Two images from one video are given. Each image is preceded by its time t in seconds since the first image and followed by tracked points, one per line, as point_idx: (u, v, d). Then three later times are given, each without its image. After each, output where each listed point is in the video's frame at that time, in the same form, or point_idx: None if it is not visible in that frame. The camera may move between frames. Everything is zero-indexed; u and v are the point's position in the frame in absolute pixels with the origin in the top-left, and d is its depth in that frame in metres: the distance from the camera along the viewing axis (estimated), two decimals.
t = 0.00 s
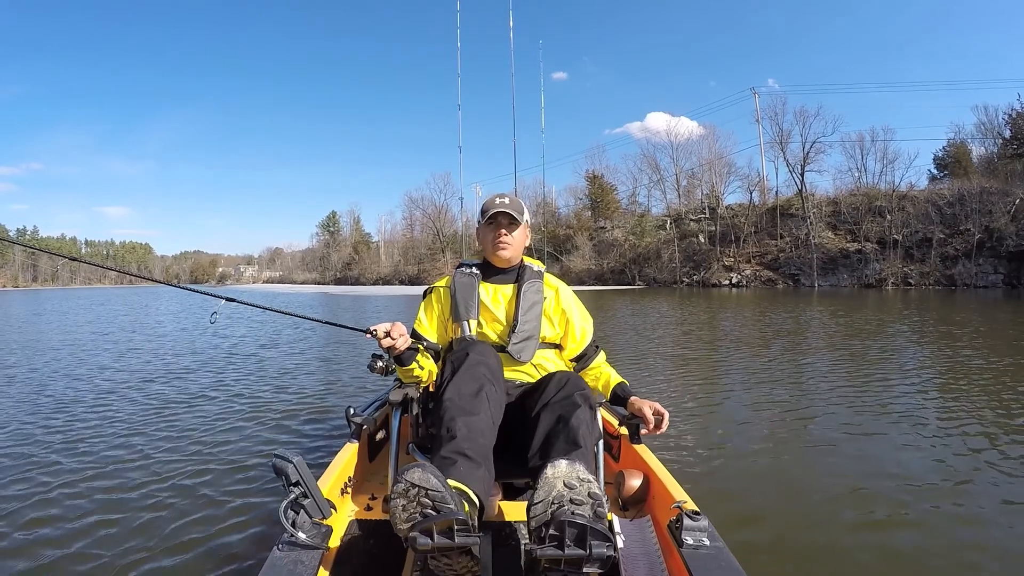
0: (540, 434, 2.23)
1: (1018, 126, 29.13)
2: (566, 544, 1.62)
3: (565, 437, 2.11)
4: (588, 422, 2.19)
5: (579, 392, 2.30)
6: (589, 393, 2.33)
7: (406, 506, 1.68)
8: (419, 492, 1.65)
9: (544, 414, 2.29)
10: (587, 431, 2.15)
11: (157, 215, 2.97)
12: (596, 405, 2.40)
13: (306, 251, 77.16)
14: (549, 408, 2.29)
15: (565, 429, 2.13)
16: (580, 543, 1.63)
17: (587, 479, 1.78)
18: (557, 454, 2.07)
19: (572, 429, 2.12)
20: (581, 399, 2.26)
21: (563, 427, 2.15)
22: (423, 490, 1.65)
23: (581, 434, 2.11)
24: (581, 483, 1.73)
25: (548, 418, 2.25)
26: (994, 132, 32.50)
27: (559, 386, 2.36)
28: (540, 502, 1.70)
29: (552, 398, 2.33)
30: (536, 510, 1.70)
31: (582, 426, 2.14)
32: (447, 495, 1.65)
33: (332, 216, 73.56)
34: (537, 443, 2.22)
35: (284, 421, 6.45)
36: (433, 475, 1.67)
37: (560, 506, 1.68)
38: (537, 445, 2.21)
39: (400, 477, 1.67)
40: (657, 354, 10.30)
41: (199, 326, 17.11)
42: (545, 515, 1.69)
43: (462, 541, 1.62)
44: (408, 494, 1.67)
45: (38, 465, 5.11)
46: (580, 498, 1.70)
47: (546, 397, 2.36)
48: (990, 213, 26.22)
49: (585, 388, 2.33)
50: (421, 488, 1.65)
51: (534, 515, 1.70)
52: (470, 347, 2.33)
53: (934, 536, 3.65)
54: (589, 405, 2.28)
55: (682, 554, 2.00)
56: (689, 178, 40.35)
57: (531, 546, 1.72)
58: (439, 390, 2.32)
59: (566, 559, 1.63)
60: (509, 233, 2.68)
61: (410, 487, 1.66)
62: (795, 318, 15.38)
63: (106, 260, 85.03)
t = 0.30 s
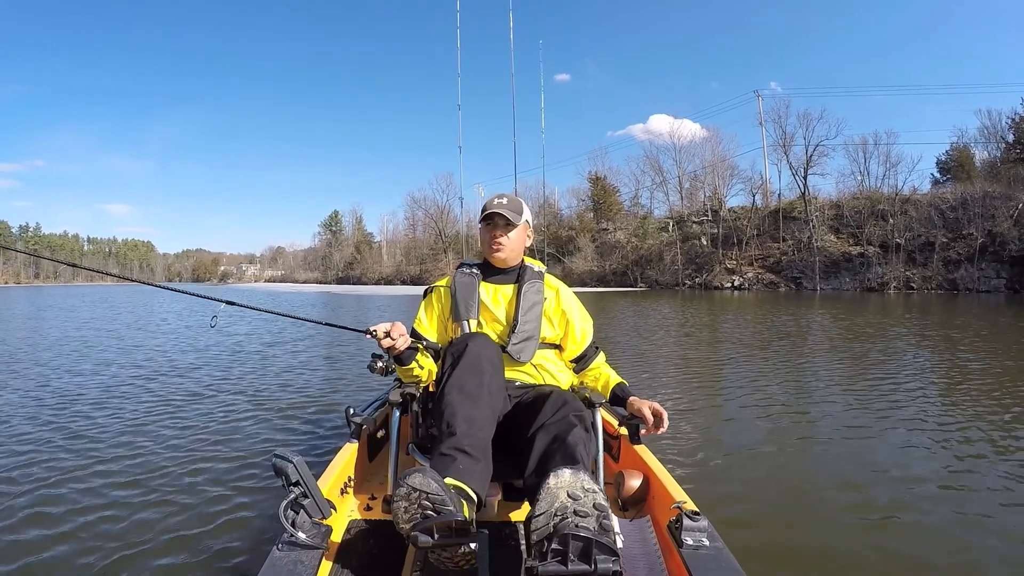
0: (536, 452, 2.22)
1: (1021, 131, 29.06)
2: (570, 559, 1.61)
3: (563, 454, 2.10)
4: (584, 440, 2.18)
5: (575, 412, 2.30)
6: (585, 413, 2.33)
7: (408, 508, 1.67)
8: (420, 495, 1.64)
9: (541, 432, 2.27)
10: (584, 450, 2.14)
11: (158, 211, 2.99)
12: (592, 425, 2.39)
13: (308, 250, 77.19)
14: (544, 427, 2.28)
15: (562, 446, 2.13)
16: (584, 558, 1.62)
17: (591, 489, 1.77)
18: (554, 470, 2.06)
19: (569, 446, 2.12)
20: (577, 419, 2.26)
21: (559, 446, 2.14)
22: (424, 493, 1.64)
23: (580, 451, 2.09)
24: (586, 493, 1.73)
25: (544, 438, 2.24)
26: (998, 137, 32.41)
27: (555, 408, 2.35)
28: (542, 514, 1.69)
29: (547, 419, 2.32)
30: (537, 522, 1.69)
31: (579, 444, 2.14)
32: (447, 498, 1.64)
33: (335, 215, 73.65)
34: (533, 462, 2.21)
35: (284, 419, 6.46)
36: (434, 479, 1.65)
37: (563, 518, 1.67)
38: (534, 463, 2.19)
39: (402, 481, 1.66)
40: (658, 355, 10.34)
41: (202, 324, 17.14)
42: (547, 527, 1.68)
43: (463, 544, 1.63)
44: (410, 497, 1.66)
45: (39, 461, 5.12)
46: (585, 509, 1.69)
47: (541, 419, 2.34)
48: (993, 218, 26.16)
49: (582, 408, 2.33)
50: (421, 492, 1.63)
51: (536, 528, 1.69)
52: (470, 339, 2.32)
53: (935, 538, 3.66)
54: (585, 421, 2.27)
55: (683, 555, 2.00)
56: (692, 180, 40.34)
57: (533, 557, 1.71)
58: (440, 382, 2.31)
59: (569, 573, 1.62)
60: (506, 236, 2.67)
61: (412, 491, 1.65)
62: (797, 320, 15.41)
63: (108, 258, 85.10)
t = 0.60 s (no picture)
0: (536, 452, 2.21)
1: None
2: (569, 559, 1.61)
3: (562, 452, 2.10)
4: (585, 439, 2.18)
5: (576, 411, 2.30)
6: (586, 413, 2.33)
7: (406, 509, 1.67)
8: (419, 497, 1.64)
9: (542, 429, 2.27)
10: (585, 448, 2.14)
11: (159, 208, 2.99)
12: (592, 424, 2.39)
13: (310, 250, 77.26)
14: (545, 426, 2.28)
15: (562, 444, 2.13)
16: (583, 559, 1.62)
17: (592, 489, 1.76)
18: (554, 468, 2.06)
19: (569, 444, 2.12)
20: (577, 417, 2.27)
21: (560, 444, 2.14)
22: (423, 495, 1.64)
23: (580, 450, 2.09)
24: (586, 494, 1.73)
25: (544, 437, 2.23)
26: (1002, 137, 32.33)
27: (555, 407, 2.35)
28: (541, 514, 1.69)
29: (548, 417, 2.33)
30: (537, 522, 1.69)
31: (580, 443, 2.13)
32: (447, 498, 1.64)
33: (337, 214, 73.71)
34: (534, 460, 2.20)
35: (285, 416, 6.46)
36: (433, 480, 1.65)
37: (562, 518, 1.67)
38: (534, 461, 2.19)
39: (401, 481, 1.66)
40: (661, 355, 10.36)
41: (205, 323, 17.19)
42: (546, 528, 1.68)
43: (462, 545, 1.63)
44: (409, 498, 1.66)
45: (40, 458, 5.13)
46: (585, 510, 1.69)
47: (542, 418, 2.34)
48: (996, 218, 26.09)
49: (582, 407, 2.33)
50: (421, 493, 1.64)
51: (535, 528, 1.69)
52: (469, 338, 2.32)
53: (941, 537, 3.66)
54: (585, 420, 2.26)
55: (683, 555, 1.99)
56: (694, 180, 40.29)
57: (532, 557, 1.72)
58: (438, 382, 2.32)
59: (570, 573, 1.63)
60: (504, 236, 2.67)
61: (411, 492, 1.65)
62: (799, 321, 15.42)
63: (111, 257, 85.21)
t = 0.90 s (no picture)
0: (539, 439, 2.22)
1: None
2: (567, 549, 1.62)
3: (564, 441, 2.10)
4: (587, 428, 2.18)
5: (580, 398, 2.31)
6: (589, 401, 2.33)
7: (404, 508, 1.67)
8: (417, 495, 1.65)
9: (545, 418, 2.28)
10: (587, 437, 2.14)
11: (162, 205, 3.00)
12: (596, 413, 2.39)
13: (313, 250, 77.37)
14: (548, 415, 2.28)
15: (565, 434, 2.13)
16: (580, 548, 1.63)
17: (588, 482, 1.76)
18: (556, 459, 2.07)
19: (572, 434, 2.12)
20: (581, 406, 2.27)
21: (562, 433, 2.15)
22: (421, 493, 1.65)
23: (581, 439, 2.10)
24: (583, 487, 1.72)
25: (547, 424, 2.24)
26: (1004, 134, 32.25)
27: (558, 395, 2.36)
28: (539, 506, 1.70)
29: (551, 404, 2.34)
30: (535, 514, 1.70)
31: (582, 432, 2.14)
32: (444, 497, 1.65)
33: (340, 214, 73.81)
34: (537, 447, 2.21)
35: (286, 415, 6.45)
36: (431, 479, 1.66)
37: (560, 509, 1.67)
38: (536, 451, 2.20)
39: (398, 480, 1.67)
40: (664, 354, 10.37)
41: (209, 323, 17.25)
42: (544, 519, 1.69)
43: (459, 542, 1.63)
44: (407, 497, 1.67)
45: (41, 455, 5.14)
46: (582, 501, 1.69)
47: (544, 405, 2.35)
48: (999, 216, 26.06)
49: (585, 393, 2.34)
50: (419, 492, 1.65)
51: (533, 520, 1.69)
52: (470, 342, 2.33)
53: (947, 534, 3.68)
54: (590, 409, 2.26)
55: (684, 554, 1.99)
56: (697, 179, 40.28)
57: (532, 547, 1.73)
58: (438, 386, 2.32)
59: (566, 564, 1.63)
60: (503, 236, 2.67)
61: (409, 490, 1.66)
62: (802, 319, 15.42)
63: (114, 258, 85.38)
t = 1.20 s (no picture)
0: (541, 427, 2.23)
1: None
2: (563, 539, 1.63)
3: (565, 431, 2.11)
4: (590, 417, 2.18)
5: (583, 387, 2.31)
6: (592, 389, 2.32)
7: (401, 509, 1.69)
8: (414, 495, 1.66)
9: (547, 407, 2.29)
10: (589, 427, 2.14)
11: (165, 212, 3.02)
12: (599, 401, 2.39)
13: (314, 251, 77.38)
14: (551, 402, 2.29)
15: (566, 423, 2.14)
16: (575, 538, 1.64)
17: (585, 475, 1.76)
18: (557, 449, 2.08)
19: (573, 424, 2.12)
20: (584, 394, 2.26)
21: (564, 421, 2.15)
22: (418, 493, 1.65)
23: (582, 429, 2.10)
24: (579, 479, 1.72)
25: (550, 412, 2.26)
26: (1005, 130, 32.18)
27: (561, 381, 2.38)
28: (537, 498, 1.70)
29: (553, 392, 2.35)
30: (533, 506, 1.71)
31: (584, 421, 2.13)
32: (442, 497, 1.65)
33: (341, 215, 73.86)
34: (537, 436, 2.23)
35: (287, 418, 6.44)
36: (428, 478, 1.67)
37: (557, 502, 1.68)
38: (538, 438, 2.22)
39: (394, 480, 1.68)
40: (667, 352, 10.36)
41: (211, 326, 17.27)
42: (542, 510, 1.69)
43: (458, 543, 1.62)
44: (403, 497, 1.68)
45: (42, 464, 5.13)
46: (578, 494, 1.70)
47: (548, 390, 2.37)
48: (1001, 212, 26.00)
49: (587, 382, 2.34)
50: (416, 491, 1.65)
51: (531, 511, 1.71)
52: (469, 348, 2.35)
53: (947, 531, 3.67)
54: (591, 397, 2.27)
55: (684, 554, 1.99)
56: (698, 177, 40.25)
57: (530, 538, 1.74)
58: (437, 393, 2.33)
59: (563, 554, 1.64)
60: (504, 237, 2.67)
61: (405, 490, 1.67)
62: (804, 316, 15.40)
63: (115, 260, 85.45)
